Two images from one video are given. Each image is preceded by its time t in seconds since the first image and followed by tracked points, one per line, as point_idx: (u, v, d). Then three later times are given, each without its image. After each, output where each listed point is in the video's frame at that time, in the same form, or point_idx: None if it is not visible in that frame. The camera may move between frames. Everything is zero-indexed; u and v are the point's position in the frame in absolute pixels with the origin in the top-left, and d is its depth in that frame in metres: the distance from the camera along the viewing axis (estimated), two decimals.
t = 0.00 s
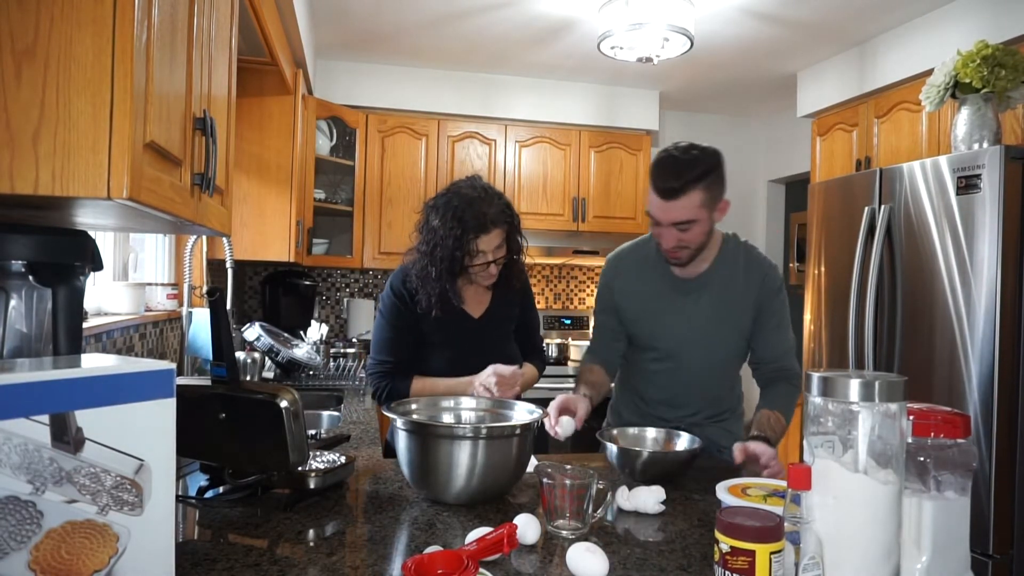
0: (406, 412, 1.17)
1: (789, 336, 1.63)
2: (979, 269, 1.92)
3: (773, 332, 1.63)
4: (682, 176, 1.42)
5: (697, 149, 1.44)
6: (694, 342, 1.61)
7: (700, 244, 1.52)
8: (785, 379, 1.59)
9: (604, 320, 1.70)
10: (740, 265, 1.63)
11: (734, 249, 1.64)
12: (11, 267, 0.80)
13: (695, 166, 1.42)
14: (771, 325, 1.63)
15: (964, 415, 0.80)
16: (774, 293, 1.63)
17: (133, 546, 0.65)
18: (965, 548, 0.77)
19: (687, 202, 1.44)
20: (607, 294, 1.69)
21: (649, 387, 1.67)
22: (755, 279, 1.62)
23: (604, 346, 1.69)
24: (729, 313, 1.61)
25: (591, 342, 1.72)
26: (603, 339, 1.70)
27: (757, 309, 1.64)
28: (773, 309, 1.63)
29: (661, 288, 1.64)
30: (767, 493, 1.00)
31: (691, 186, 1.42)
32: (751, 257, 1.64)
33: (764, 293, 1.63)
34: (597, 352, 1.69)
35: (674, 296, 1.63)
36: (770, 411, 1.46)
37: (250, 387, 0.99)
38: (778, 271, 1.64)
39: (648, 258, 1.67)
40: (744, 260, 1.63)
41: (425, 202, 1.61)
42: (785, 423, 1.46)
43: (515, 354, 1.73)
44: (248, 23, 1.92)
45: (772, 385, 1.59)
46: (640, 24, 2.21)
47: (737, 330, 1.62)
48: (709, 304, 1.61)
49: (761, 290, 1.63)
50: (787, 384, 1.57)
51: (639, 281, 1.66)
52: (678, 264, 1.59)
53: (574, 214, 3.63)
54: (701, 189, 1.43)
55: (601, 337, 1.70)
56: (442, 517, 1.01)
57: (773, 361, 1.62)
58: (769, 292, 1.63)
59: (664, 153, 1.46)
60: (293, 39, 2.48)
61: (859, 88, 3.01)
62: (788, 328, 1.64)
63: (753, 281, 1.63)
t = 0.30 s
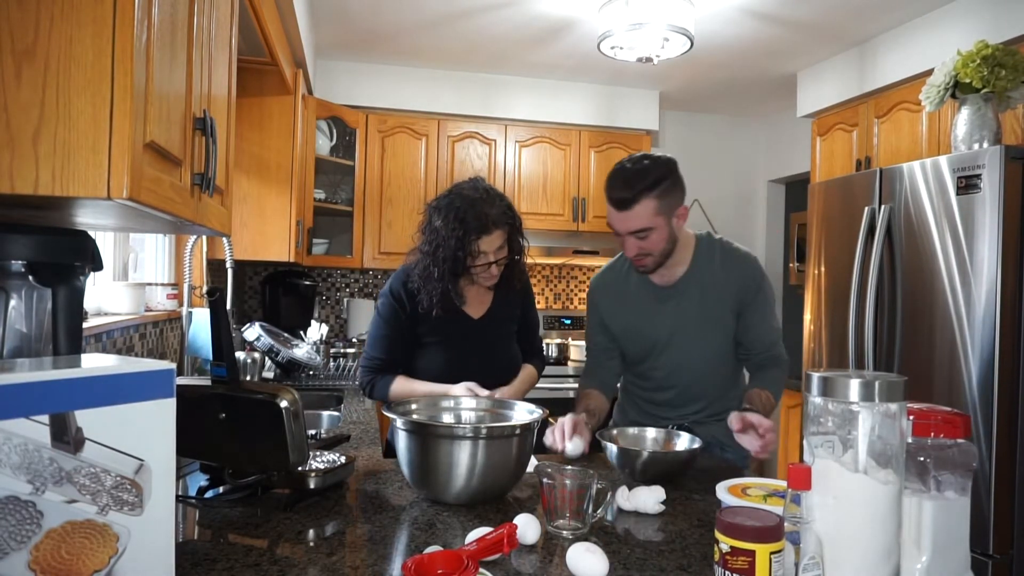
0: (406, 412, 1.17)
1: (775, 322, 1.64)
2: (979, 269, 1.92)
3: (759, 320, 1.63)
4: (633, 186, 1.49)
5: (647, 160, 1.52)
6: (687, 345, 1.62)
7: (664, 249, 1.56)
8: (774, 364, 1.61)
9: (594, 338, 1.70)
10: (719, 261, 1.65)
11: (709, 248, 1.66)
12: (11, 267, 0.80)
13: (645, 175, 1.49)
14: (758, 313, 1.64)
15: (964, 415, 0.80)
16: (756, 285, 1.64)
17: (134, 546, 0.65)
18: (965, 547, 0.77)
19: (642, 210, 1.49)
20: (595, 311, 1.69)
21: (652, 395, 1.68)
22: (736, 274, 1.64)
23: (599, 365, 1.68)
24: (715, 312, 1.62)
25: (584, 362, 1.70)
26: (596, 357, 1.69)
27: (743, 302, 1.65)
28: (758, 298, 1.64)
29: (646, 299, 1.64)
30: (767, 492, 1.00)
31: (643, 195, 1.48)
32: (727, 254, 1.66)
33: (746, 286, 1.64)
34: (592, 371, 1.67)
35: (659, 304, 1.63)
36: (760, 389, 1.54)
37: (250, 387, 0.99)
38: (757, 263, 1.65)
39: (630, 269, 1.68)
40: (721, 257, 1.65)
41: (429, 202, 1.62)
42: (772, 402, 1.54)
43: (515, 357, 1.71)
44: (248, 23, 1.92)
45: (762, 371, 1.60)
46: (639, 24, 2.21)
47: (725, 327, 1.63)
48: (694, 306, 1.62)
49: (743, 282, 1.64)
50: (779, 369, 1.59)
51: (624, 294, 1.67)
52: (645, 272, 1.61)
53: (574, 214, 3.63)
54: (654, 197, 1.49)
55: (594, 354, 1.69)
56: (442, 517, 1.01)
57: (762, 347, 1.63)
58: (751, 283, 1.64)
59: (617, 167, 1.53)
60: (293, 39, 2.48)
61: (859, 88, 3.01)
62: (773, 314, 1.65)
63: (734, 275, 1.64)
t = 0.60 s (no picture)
0: (406, 412, 1.17)
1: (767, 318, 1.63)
2: (979, 269, 1.92)
3: (751, 316, 1.63)
4: (616, 188, 1.51)
5: (631, 164, 1.55)
6: (680, 344, 1.62)
7: (650, 250, 1.57)
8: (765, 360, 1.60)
9: (587, 341, 1.69)
10: (707, 259, 1.65)
11: (697, 247, 1.67)
12: (11, 267, 0.80)
13: (626, 178, 1.51)
14: (749, 309, 1.63)
15: (964, 416, 0.80)
16: (745, 281, 1.64)
17: (134, 546, 0.65)
18: (965, 547, 0.77)
19: (626, 211, 1.52)
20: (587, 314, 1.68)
21: (648, 395, 1.69)
22: (725, 271, 1.64)
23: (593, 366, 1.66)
24: (706, 309, 1.62)
25: (576, 365, 1.67)
26: (589, 360, 1.67)
27: (733, 298, 1.64)
28: (748, 294, 1.64)
29: (637, 300, 1.64)
30: (767, 493, 1.00)
31: (625, 198, 1.51)
32: (715, 251, 1.67)
33: (735, 283, 1.64)
34: (585, 375, 1.65)
35: (651, 305, 1.63)
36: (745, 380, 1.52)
37: (250, 388, 0.99)
38: (745, 259, 1.65)
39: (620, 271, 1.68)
40: (709, 255, 1.66)
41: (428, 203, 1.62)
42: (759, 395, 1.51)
43: (515, 360, 1.69)
44: (248, 23, 1.92)
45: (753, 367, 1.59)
46: (640, 25, 2.21)
47: (717, 324, 1.63)
48: (684, 304, 1.62)
49: (732, 279, 1.64)
50: (770, 364, 1.59)
51: (615, 296, 1.66)
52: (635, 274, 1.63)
53: (574, 214, 3.63)
54: (637, 198, 1.51)
55: (587, 357, 1.68)
56: (442, 517, 1.01)
57: (753, 343, 1.62)
58: (740, 279, 1.64)
59: (602, 171, 1.56)
60: (293, 39, 2.48)
61: (859, 88, 3.01)
62: (765, 309, 1.65)
63: (723, 272, 1.64)
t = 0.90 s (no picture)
0: (406, 412, 1.17)
1: (759, 316, 1.63)
2: (979, 269, 1.92)
3: (743, 314, 1.63)
4: (611, 186, 1.52)
5: (627, 164, 1.56)
6: (673, 344, 1.63)
7: (645, 250, 1.57)
8: (756, 357, 1.60)
9: (582, 343, 1.69)
10: (701, 258, 1.65)
11: (690, 247, 1.67)
12: (11, 267, 0.80)
13: (621, 177, 1.53)
14: (741, 308, 1.63)
15: (964, 416, 0.80)
16: (737, 280, 1.64)
17: (134, 546, 0.65)
18: (965, 547, 0.77)
19: (620, 210, 1.53)
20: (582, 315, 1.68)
21: (642, 394, 1.69)
22: (717, 270, 1.64)
23: (587, 367, 1.66)
24: (699, 308, 1.62)
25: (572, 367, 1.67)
26: (584, 361, 1.67)
27: (726, 297, 1.65)
28: (740, 293, 1.64)
29: (631, 301, 1.64)
30: (767, 493, 1.00)
31: (620, 196, 1.52)
32: (707, 250, 1.67)
33: (728, 281, 1.64)
34: (579, 376, 1.65)
35: (644, 305, 1.63)
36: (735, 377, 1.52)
37: (250, 388, 0.99)
38: (737, 258, 1.65)
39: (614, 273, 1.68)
40: (702, 254, 1.66)
41: (430, 207, 1.60)
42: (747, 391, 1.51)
43: (515, 362, 1.68)
44: (248, 23, 1.92)
45: (744, 364, 1.59)
46: (640, 25, 2.21)
47: (710, 323, 1.63)
48: (678, 304, 1.62)
49: (724, 277, 1.64)
50: (762, 361, 1.59)
51: (610, 297, 1.66)
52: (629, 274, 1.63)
53: (574, 214, 3.63)
54: (632, 197, 1.52)
55: (582, 358, 1.67)
56: (442, 517, 1.01)
57: (746, 341, 1.62)
58: (732, 278, 1.64)
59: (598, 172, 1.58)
60: (293, 39, 2.48)
61: (859, 88, 3.01)
62: (757, 308, 1.65)
63: (716, 271, 1.64)
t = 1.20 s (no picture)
0: (406, 412, 1.17)
1: (756, 313, 1.63)
2: (979, 269, 1.92)
3: (741, 311, 1.63)
4: (619, 178, 1.52)
5: (633, 157, 1.57)
6: (671, 341, 1.63)
7: (649, 243, 1.57)
8: (753, 354, 1.59)
9: (580, 340, 1.68)
10: (699, 255, 1.66)
11: (688, 244, 1.67)
12: (11, 267, 0.80)
13: (630, 168, 1.53)
14: (738, 305, 1.63)
15: (964, 416, 0.80)
16: (735, 277, 1.65)
17: (134, 546, 0.65)
18: (965, 547, 0.77)
19: (628, 202, 1.52)
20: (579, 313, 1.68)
21: (639, 393, 1.68)
22: (715, 267, 1.65)
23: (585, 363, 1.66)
24: (697, 305, 1.62)
25: (569, 364, 1.67)
26: (581, 358, 1.67)
27: (723, 294, 1.65)
28: (737, 290, 1.64)
29: (629, 297, 1.64)
30: (767, 493, 1.00)
31: (628, 188, 1.52)
32: (705, 248, 1.67)
33: (725, 278, 1.65)
34: (576, 373, 1.65)
35: (643, 301, 1.63)
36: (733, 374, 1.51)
37: (250, 388, 0.99)
38: (735, 256, 1.66)
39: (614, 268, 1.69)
40: (699, 252, 1.66)
41: (441, 207, 1.59)
42: (744, 390, 1.51)
43: (516, 364, 1.69)
44: (248, 23, 1.92)
45: (741, 361, 1.59)
46: (639, 25, 2.21)
47: (707, 319, 1.63)
48: (677, 300, 1.62)
49: (721, 274, 1.65)
50: (761, 359, 1.58)
51: (609, 293, 1.66)
52: (631, 268, 1.62)
53: (574, 214, 3.63)
54: (639, 189, 1.53)
55: (580, 355, 1.68)
56: (442, 517, 1.01)
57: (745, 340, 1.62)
58: (730, 275, 1.65)
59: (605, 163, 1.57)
60: (293, 39, 2.48)
61: (859, 88, 3.01)
62: (754, 305, 1.65)
63: (714, 268, 1.65)
